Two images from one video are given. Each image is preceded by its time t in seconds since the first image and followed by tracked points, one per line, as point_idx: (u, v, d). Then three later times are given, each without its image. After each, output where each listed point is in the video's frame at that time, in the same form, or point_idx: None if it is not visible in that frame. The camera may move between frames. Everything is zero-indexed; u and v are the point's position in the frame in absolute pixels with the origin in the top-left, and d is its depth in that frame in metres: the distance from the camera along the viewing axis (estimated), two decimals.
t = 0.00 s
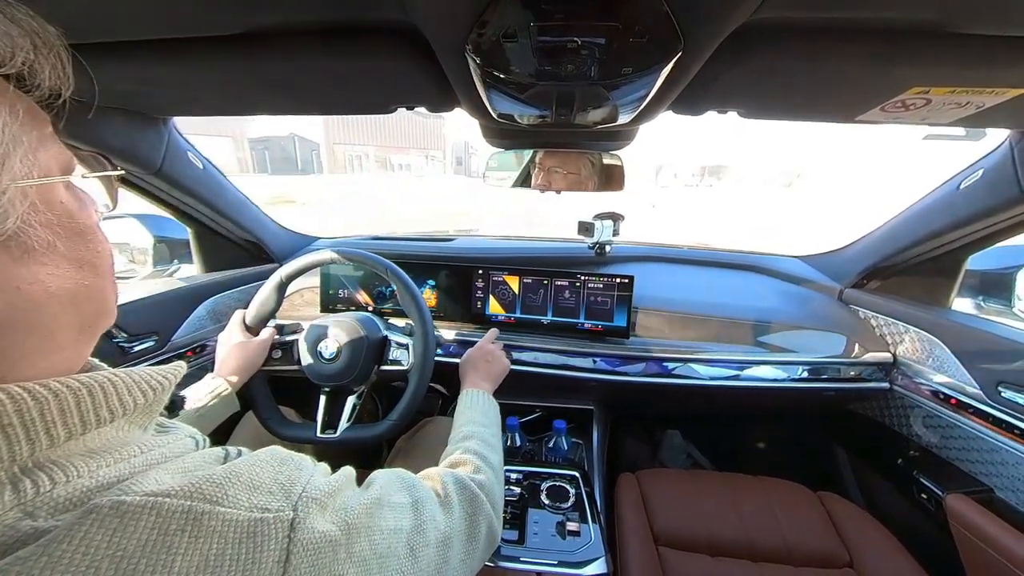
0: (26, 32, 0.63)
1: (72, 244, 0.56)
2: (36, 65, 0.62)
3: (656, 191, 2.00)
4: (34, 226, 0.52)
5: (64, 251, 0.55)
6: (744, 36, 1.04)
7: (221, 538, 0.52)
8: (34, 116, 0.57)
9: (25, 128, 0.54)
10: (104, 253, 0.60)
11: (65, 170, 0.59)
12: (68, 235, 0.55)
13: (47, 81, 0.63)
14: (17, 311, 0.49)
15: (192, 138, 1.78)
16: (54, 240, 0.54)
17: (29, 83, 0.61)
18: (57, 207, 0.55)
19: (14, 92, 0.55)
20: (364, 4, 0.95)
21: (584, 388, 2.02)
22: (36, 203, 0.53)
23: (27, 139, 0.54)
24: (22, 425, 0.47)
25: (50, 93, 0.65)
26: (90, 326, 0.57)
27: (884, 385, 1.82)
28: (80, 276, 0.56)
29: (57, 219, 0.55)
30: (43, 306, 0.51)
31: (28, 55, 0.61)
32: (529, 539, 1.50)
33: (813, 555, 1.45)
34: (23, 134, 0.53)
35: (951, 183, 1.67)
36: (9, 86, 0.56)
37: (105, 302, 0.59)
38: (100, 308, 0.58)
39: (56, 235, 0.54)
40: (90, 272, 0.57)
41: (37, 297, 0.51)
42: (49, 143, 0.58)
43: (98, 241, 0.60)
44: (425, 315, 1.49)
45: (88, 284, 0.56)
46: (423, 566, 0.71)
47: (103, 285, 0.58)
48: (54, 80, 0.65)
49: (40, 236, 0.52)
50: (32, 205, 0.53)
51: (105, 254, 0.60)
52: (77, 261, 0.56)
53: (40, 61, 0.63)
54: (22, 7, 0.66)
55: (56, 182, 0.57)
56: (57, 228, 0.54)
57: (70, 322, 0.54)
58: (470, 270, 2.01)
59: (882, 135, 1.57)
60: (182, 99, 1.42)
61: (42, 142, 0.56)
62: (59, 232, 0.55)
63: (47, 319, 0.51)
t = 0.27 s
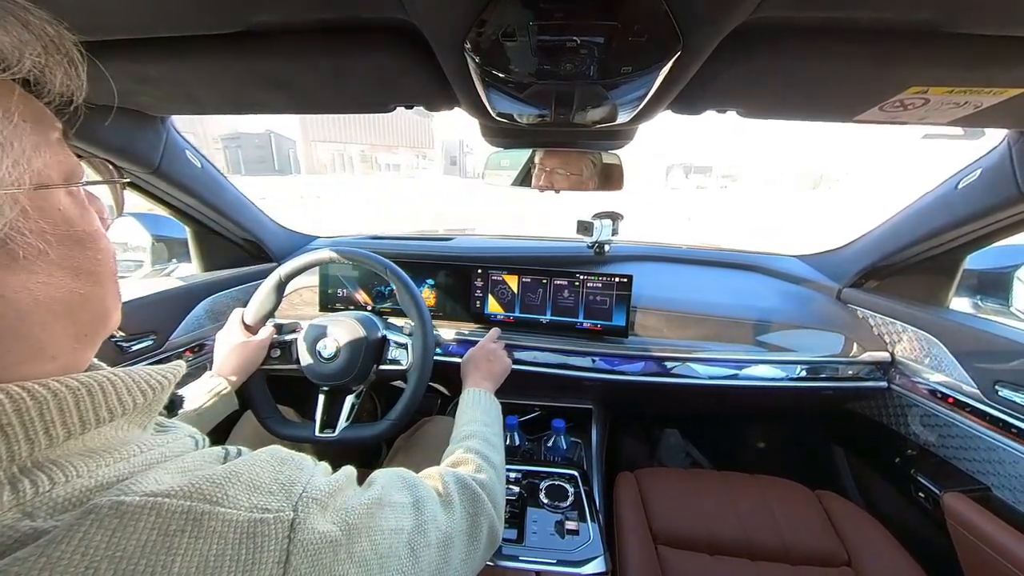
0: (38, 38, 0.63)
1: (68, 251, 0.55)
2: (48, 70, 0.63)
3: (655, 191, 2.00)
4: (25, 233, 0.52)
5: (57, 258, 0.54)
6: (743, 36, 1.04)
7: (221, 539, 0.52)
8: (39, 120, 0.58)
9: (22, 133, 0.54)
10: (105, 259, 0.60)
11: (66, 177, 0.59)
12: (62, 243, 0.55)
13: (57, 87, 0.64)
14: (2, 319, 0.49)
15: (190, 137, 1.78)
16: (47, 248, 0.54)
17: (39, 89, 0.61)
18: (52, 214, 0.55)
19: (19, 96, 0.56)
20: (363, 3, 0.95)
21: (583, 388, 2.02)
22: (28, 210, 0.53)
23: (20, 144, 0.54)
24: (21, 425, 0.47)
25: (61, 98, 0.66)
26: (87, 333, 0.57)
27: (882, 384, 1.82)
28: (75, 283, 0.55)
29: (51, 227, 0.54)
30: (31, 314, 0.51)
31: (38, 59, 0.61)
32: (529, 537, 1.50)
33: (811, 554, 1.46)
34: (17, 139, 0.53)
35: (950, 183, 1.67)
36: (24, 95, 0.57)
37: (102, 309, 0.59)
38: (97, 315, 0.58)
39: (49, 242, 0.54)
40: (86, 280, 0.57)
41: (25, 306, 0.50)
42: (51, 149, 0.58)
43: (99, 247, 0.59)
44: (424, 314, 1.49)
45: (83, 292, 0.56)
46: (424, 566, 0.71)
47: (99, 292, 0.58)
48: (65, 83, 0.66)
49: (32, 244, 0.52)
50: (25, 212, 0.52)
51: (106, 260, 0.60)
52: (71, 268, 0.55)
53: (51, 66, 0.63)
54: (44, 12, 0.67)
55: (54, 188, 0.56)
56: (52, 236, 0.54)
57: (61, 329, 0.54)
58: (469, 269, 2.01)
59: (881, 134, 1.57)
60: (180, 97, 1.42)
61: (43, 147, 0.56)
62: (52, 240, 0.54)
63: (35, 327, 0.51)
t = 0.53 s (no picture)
0: (38, 43, 0.63)
1: (66, 258, 0.55)
2: (48, 75, 0.62)
3: (654, 191, 2.00)
4: (25, 241, 0.52)
5: (56, 266, 0.54)
6: (741, 36, 1.04)
7: (219, 545, 0.52)
8: (39, 126, 0.57)
9: (22, 138, 0.54)
10: (103, 265, 0.60)
11: (65, 182, 0.59)
12: (60, 250, 0.55)
13: (56, 92, 0.64)
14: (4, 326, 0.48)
15: (189, 139, 1.78)
16: (46, 255, 0.54)
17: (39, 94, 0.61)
18: (51, 220, 0.55)
19: (20, 102, 0.56)
20: (361, 5, 0.95)
21: (583, 389, 2.02)
22: (27, 217, 0.53)
23: (23, 151, 0.54)
24: (18, 432, 0.47)
25: (60, 103, 0.65)
26: (85, 339, 0.57)
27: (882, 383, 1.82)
28: (74, 290, 0.55)
29: (49, 234, 0.54)
30: (31, 321, 0.51)
31: (39, 64, 0.61)
32: (529, 538, 1.50)
33: (811, 553, 1.46)
34: (19, 145, 0.53)
35: (948, 182, 1.67)
36: (26, 101, 0.57)
37: (101, 315, 0.59)
38: (95, 321, 0.58)
39: (48, 249, 0.54)
40: (84, 286, 0.57)
41: (25, 313, 0.50)
42: (50, 155, 0.58)
43: (96, 253, 0.59)
44: (424, 316, 1.48)
45: (82, 298, 0.56)
46: (425, 570, 0.71)
47: (97, 298, 0.58)
48: (65, 88, 0.66)
49: (31, 251, 0.52)
50: (24, 219, 0.52)
51: (103, 266, 0.60)
52: (70, 275, 0.55)
53: (52, 71, 0.63)
54: (39, 15, 0.66)
55: (53, 194, 0.56)
56: (51, 242, 0.54)
57: (61, 336, 0.54)
58: (469, 270, 2.01)
59: (879, 133, 1.57)
60: (179, 100, 1.42)
61: (43, 154, 0.57)
62: (51, 248, 0.54)
63: (35, 334, 0.51)
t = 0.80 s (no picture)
0: (18, 37, 0.62)
1: (56, 252, 0.55)
2: (29, 69, 0.62)
3: (653, 194, 2.01)
4: (13, 234, 0.52)
5: (46, 260, 0.54)
6: (739, 39, 1.04)
7: (214, 547, 0.52)
8: (20, 122, 0.57)
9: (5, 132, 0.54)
10: (93, 260, 0.60)
11: (49, 176, 0.59)
12: (50, 244, 0.55)
13: (37, 86, 0.63)
14: None
15: (187, 140, 1.77)
16: (35, 249, 0.53)
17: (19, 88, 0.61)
18: (39, 214, 0.55)
19: None
20: (360, 7, 0.95)
21: (582, 391, 2.02)
22: (16, 210, 0.53)
23: (7, 144, 0.54)
24: (11, 432, 0.47)
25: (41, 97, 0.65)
26: (77, 335, 0.56)
27: (880, 385, 1.82)
28: (64, 285, 0.55)
29: (38, 227, 0.54)
30: (21, 315, 0.51)
31: (20, 59, 0.61)
32: (528, 541, 1.50)
33: (810, 555, 1.45)
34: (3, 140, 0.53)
35: (945, 185, 1.68)
36: (8, 96, 0.57)
37: (92, 311, 0.58)
38: (87, 316, 0.57)
39: (37, 243, 0.54)
40: (75, 281, 0.56)
41: (15, 307, 0.50)
42: (31, 149, 0.58)
43: (86, 248, 0.59)
44: (423, 318, 1.48)
45: (72, 293, 0.56)
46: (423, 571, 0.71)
47: (88, 293, 0.58)
48: (47, 84, 0.66)
49: (20, 245, 0.52)
50: (12, 213, 0.52)
51: (93, 262, 0.60)
52: (60, 270, 0.55)
53: (32, 66, 0.63)
54: (18, 9, 0.65)
55: (39, 188, 0.56)
56: (39, 237, 0.54)
57: (52, 332, 0.53)
58: (467, 272, 2.01)
59: (876, 136, 1.57)
60: (177, 101, 1.42)
61: (25, 149, 0.56)
62: (41, 241, 0.54)
63: (25, 328, 0.51)
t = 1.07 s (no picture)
0: (24, 44, 0.62)
1: (64, 253, 0.55)
2: (35, 74, 0.62)
3: (651, 193, 2.01)
4: (22, 235, 0.52)
5: (54, 261, 0.54)
6: (738, 38, 1.04)
7: (216, 548, 0.52)
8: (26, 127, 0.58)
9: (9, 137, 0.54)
10: (97, 262, 0.60)
11: (57, 179, 0.59)
12: (59, 245, 0.55)
13: (43, 91, 0.63)
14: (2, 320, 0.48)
15: (186, 141, 1.77)
16: (44, 250, 0.53)
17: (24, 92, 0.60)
18: (46, 216, 0.55)
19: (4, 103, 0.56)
20: (359, 8, 0.95)
21: (581, 390, 2.02)
22: (24, 212, 0.53)
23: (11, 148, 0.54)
24: (12, 433, 0.47)
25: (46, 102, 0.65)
26: (82, 336, 0.56)
27: (878, 383, 1.82)
28: (71, 286, 0.55)
29: (47, 229, 0.54)
30: (29, 316, 0.50)
31: (26, 64, 0.61)
32: (528, 540, 1.50)
33: (809, 554, 1.46)
34: (9, 144, 0.54)
35: (943, 183, 1.68)
36: (12, 100, 0.58)
37: (97, 312, 0.58)
38: (91, 318, 0.57)
39: (46, 244, 0.54)
40: (81, 283, 0.56)
41: (24, 307, 0.50)
42: (40, 153, 0.58)
43: (92, 250, 0.59)
44: (422, 317, 1.48)
45: (78, 294, 0.56)
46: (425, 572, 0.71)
47: (94, 294, 0.58)
48: (50, 89, 0.65)
49: (29, 245, 0.52)
50: (21, 214, 0.52)
51: (98, 263, 0.60)
52: (67, 271, 0.55)
53: (37, 71, 0.63)
54: (22, 16, 0.65)
55: (44, 190, 0.56)
56: (48, 238, 0.54)
57: (59, 332, 0.53)
58: (467, 272, 2.01)
59: (874, 135, 1.58)
60: (176, 102, 1.42)
61: (32, 153, 0.57)
62: (50, 242, 0.54)
63: (34, 329, 0.51)
